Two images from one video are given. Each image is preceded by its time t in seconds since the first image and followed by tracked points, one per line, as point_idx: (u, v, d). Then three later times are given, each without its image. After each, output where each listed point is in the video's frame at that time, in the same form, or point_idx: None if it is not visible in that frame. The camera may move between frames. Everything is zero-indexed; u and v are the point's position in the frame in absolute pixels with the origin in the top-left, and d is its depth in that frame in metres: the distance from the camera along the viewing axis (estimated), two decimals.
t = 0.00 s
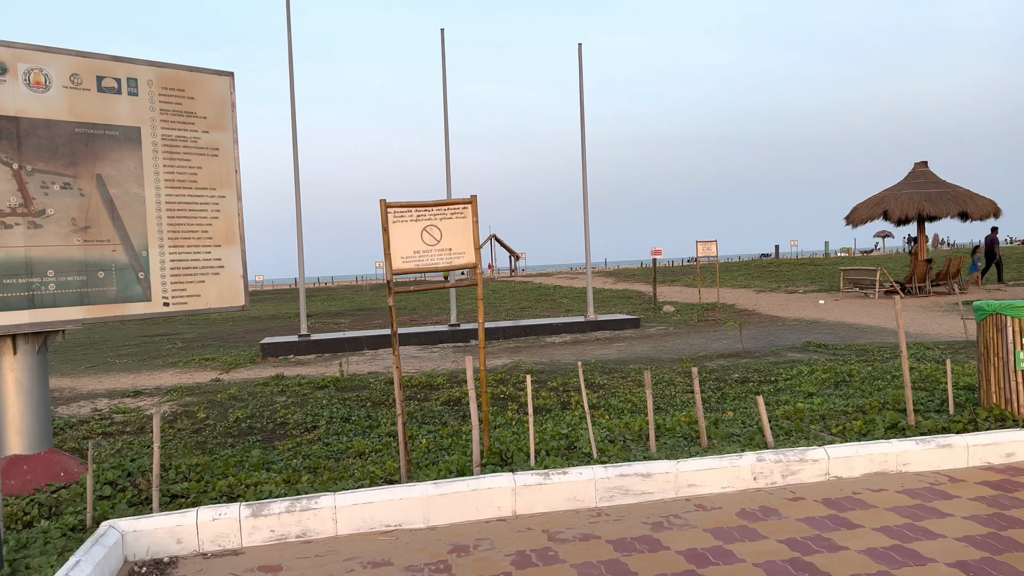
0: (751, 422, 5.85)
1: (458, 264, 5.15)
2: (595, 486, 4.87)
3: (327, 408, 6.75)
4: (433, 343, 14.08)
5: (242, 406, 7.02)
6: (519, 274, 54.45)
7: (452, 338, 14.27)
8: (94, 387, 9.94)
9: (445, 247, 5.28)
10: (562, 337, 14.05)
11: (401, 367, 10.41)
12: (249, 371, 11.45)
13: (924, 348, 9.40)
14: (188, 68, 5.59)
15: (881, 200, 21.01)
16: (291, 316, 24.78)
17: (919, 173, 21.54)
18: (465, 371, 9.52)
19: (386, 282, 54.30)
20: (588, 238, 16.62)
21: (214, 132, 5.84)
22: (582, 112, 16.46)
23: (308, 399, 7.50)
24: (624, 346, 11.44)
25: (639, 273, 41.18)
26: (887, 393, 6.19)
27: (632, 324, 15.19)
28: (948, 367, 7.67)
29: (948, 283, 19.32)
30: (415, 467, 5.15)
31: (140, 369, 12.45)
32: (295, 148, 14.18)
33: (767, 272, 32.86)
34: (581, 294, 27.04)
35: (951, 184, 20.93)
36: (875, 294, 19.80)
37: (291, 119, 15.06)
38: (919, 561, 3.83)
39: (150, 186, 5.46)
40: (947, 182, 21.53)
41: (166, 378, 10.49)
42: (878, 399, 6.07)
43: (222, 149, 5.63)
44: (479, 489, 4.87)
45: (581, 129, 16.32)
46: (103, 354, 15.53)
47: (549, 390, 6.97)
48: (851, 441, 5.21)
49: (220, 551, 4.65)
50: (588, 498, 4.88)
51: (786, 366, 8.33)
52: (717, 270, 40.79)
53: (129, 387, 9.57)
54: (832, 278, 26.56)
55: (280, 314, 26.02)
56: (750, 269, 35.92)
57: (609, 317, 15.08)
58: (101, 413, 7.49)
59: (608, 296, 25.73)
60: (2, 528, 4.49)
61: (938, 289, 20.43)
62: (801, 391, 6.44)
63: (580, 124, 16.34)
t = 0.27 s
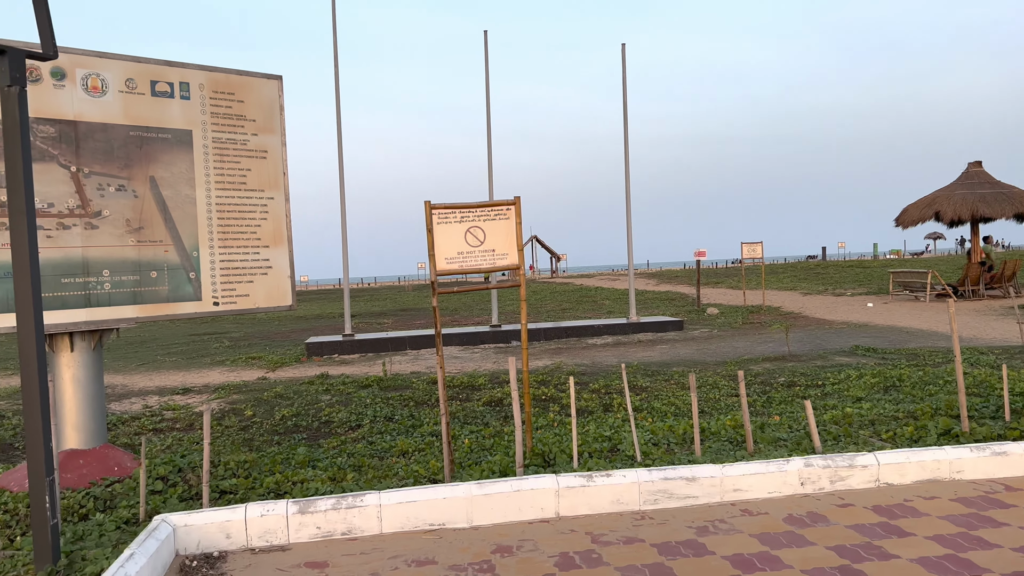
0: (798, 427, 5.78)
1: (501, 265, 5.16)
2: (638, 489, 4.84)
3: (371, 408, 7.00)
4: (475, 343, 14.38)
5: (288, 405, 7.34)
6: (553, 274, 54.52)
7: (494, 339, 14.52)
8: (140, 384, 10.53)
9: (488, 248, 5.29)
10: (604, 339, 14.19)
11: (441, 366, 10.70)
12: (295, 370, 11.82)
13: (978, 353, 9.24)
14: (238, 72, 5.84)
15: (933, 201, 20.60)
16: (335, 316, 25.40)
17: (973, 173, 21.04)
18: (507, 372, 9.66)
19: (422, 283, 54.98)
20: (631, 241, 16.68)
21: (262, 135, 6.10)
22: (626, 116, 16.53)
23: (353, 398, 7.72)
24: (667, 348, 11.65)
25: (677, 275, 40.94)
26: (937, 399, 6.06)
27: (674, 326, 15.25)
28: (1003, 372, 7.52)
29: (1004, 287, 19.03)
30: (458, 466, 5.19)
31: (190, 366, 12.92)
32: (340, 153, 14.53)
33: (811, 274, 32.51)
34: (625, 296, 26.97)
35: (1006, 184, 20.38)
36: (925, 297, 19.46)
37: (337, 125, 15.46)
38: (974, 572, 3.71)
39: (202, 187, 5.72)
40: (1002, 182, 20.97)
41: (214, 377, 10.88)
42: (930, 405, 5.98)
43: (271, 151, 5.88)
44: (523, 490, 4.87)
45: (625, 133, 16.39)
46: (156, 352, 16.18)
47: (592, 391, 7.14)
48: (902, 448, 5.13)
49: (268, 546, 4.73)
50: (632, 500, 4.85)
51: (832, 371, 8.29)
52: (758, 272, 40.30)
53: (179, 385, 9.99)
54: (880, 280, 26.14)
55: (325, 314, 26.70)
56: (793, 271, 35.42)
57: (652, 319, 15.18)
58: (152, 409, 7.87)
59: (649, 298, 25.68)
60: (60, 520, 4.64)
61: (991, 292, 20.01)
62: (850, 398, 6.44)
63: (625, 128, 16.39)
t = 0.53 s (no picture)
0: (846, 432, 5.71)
1: (542, 268, 5.16)
2: (682, 493, 4.81)
3: (412, 407, 7.19)
4: (517, 344, 14.64)
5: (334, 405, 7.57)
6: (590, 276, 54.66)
7: (535, 340, 14.74)
8: (189, 381, 11.05)
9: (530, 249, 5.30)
10: (645, 343, 14.30)
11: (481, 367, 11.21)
12: (340, 370, 12.14)
13: None
14: (285, 77, 6.10)
15: (987, 203, 20.10)
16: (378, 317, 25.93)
17: None
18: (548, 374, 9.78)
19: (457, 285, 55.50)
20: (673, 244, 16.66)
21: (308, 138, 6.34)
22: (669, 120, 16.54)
23: (396, 398, 7.92)
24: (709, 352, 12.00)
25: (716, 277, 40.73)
26: (991, 406, 5.91)
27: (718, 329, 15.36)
28: None
29: None
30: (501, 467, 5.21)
31: (237, 365, 13.37)
32: (384, 158, 14.86)
33: (856, 277, 32.06)
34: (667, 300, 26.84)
35: None
36: (978, 301, 19.06)
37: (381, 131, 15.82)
38: None
39: (251, 189, 5.99)
40: None
41: (259, 377, 11.24)
42: (984, 412, 5.86)
43: (317, 154, 6.12)
44: (565, 493, 4.85)
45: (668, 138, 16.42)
46: (206, 351, 16.80)
47: (634, 395, 7.33)
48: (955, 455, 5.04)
49: (313, 544, 4.78)
50: (676, 505, 4.82)
51: (880, 376, 8.21)
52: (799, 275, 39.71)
53: (226, 383, 10.47)
54: (931, 284, 25.64)
55: (368, 314, 27.39)
56: (836, 274, 34.85)
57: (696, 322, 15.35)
58: (200, 408, 8.26)
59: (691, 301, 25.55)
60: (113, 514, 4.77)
61: None
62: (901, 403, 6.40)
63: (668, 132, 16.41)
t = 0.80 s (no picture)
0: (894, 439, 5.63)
1: (585, 269, 5.15)
2: (726, 499, 4.76)
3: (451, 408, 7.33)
4: (555, 347, 14.88)
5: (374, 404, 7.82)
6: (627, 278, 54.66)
7: (574, 342, 14.91)
8: (235, 380, 11.52)
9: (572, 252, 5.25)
10: (686, 347, 14.42)
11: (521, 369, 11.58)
12: (381, 371, 12.44)
13: None
14: (330, 81, 6.35)
15: None
16: (417, 318, 26.42)
17: None
18: (589, 376, 10.04)
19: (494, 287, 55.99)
20: (716, 246, 16.55)
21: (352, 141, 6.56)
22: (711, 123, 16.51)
23: (436, 398, 8.21)
24: (754, 355, 12.45)
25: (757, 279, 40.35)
26: None
27: (762, 333, 15.45)
28: None
29: None
30: (541, 470, 5.23)
31: (280, 365, 13.86)
32: (425, 161, 15.14)
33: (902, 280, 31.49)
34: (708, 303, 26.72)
35: None
36: None
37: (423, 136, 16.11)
38: None
39: (296, 191, 6.21)
40: None
41: (303, 377, 11.70)
42: None
43: (361, 156, 6.37)
44: (607, 496, 4.83)
45: (710, 141, 16.40)
46: (250, 351, 17.36)
47: (675, 398, 7.53)
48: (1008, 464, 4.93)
49: (355, 543, 4.82)
50: (719, 511, 4.77)
51: (929, 382, 8.14)
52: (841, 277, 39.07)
53: (268, 383, 10.97)
54: (982, 287, 25.06)
55: (408, 315, 28.29)
56: (880, 277, 34.17)
57: (737, 325, 15.44)
58: (244, 406, 8.70)
59: (733, 305, 25.39)
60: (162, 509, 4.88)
61: None
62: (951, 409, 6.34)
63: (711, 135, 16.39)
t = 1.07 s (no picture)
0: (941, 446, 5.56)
1: (622, 271, 5.09)
2: (767, 504, 4.71)
3: (488, 410, 7.67)
4: (593, 348, 15.00)
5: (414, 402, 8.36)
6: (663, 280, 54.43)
7: (611, 344, 15.02)
8: (275, 380, 12.15)
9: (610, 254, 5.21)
10: (726, 349, 14.51)
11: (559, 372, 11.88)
12: (418, 371, 12.70)
13: None
14: (371, 84, 6.55)
15: None
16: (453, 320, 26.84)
17: None
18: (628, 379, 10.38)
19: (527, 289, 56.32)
20: (757, 248, 16.42)
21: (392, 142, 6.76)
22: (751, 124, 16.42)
23: (473, 399, 8.61)
24: (796, 359, 12.66)
25: (798, 281, 39.93)
26: None
27: (803, 336, 15.36)
28: None
29: None
30: (578, 472, 5.25)
31: (320, 365, 14.34)
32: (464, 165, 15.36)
33: (949, 283, 30.91)
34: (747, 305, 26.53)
35: None
36: None
37: (461, 139, 16.31)
38: None
39: (337, 193, 6.41)
40: None
41: (342, 377, 12.20)
42: None
43: (401, 158, 6.57)
44: (646, 500, 4.78)
45: (750, 142, 16.31)
46: (291, 351, 17.86)
47: (714, 401, 7.91)
48: None
49: (394, 542, 4.85)
50: (760, 516, 4.71)
51: (977, 387, 8.05)
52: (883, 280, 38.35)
53: (308, 383, 11.68)
54: None
55: (444, 316, 28.72)
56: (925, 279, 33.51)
57: (778, 328, 15.39)
58: (285, 404, 9.37)
59: (773, 307, 25.10)
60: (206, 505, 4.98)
61: None
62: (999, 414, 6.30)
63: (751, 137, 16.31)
